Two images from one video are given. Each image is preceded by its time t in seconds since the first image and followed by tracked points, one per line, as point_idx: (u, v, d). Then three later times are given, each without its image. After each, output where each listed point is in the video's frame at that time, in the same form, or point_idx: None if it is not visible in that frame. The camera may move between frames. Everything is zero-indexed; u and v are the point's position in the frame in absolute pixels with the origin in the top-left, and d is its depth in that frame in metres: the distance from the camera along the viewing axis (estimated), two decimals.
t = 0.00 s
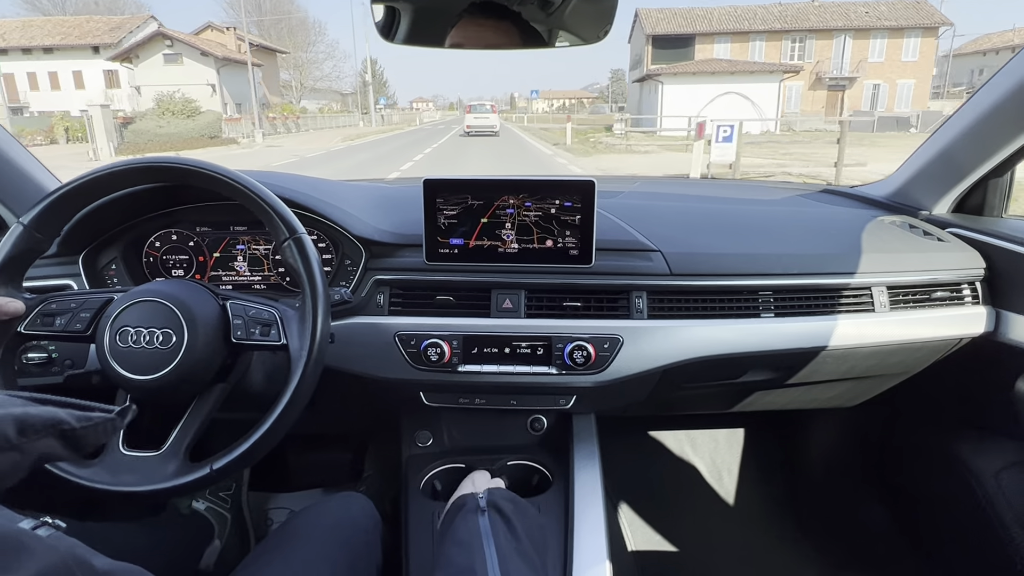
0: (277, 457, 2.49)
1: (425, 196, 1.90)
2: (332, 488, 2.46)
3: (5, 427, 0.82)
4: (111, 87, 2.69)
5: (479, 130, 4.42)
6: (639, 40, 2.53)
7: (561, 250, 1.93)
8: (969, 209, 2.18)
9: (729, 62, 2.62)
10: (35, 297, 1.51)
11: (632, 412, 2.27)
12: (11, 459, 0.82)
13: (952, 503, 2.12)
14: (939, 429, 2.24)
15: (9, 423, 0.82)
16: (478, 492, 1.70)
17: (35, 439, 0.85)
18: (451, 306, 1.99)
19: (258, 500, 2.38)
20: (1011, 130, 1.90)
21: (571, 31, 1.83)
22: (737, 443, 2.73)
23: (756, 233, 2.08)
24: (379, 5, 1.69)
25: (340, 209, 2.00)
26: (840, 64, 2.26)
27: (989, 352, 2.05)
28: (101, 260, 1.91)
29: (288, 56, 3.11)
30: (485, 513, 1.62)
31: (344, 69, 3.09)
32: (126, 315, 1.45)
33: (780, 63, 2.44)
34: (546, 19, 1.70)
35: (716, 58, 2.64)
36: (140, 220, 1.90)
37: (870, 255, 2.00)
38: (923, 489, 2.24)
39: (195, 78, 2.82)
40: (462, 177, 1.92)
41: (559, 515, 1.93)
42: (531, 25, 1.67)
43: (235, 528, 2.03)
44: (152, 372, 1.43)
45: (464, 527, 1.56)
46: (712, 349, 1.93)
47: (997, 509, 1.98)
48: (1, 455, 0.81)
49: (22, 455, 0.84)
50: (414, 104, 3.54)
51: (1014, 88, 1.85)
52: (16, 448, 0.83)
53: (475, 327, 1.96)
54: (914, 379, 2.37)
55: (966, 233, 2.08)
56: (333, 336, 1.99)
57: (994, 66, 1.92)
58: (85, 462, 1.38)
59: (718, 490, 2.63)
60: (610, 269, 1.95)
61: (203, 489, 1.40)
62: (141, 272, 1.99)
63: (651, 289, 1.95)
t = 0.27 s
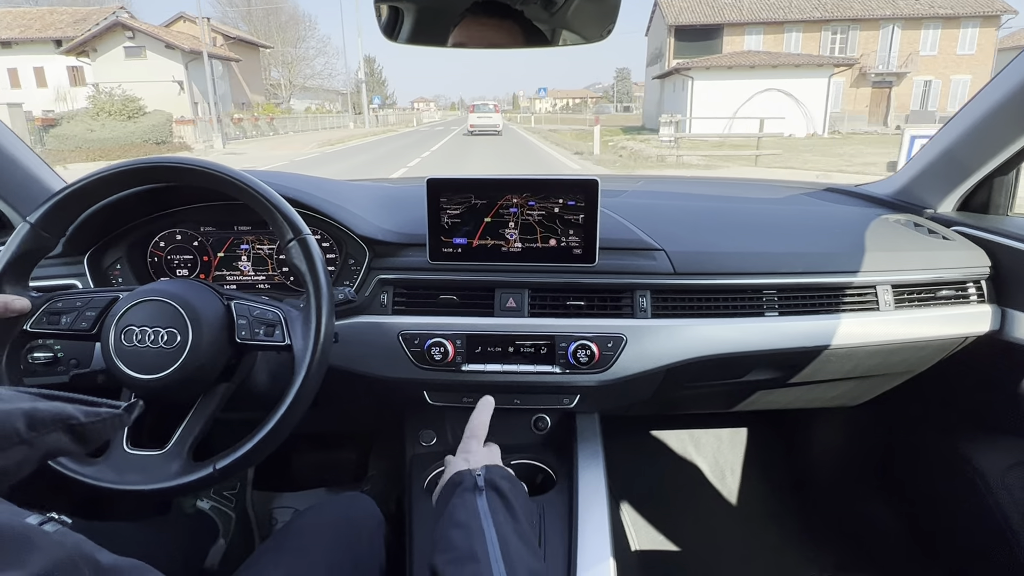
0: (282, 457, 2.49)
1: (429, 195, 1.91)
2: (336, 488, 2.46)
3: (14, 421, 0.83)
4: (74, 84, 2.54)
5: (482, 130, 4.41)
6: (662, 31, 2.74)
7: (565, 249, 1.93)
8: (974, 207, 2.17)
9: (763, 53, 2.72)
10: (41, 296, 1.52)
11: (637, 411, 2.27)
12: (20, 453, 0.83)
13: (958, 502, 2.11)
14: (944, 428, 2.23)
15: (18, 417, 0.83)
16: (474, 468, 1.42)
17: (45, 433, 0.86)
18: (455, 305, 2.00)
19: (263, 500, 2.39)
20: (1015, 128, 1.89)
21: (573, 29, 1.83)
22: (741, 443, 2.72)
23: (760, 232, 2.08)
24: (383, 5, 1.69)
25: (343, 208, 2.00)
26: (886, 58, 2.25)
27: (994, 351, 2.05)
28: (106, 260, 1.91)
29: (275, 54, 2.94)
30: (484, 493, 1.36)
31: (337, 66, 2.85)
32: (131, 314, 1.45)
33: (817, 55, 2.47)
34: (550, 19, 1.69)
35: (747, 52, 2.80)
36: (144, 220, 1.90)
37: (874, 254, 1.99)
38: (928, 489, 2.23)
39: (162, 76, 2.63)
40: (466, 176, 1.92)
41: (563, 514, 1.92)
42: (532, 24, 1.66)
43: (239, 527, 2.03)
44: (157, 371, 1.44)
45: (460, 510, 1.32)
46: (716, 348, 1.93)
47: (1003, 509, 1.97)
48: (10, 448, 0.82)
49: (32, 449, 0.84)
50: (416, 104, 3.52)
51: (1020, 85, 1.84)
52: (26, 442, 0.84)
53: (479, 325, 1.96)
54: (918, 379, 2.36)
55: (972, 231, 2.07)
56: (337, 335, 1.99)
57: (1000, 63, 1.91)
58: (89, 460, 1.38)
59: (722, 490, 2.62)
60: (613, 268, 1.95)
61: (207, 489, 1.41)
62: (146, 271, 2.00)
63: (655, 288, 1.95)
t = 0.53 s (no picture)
0: (285, 455, 2.50)
1: (431, 194, 1.91)
2: (339, 486, 2.47)
3: (12, 415, 0.83)
4: (29, 80, 2.22)
5: (485, 130, 4.41)
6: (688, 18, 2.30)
7: (567, 249, 1.93)
8: (978, 206, 2.16)
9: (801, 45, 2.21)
10: (46, 294, 1.52)
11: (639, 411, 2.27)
12: (18, 446, 0.84)
13: (962, 502, 2.11)
14: (948, 428, 2.22)
15: (15, 411, 0.84)
16: (393, 383, 1.08)
17: (41, 426, 0.87)
18: (457, 304, 2.00)
19: (266, 498, 2.39)
20: (1020, 126, 1.88)
21: (576, 28, 1.82)
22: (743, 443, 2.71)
23: (764, 231, 2.07)
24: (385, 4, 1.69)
25: (346, 207, 2.01)
26: (945, 50, 1.93)
27: (998, 350, 2.04)
28: (111, 258, 1.92)
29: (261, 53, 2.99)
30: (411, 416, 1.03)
31: (328, 63, 2.81)
32: (135, 313, 1.46)
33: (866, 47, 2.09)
34: (552, 18, 1.69)
35: (784, 42, 2.24)
36: (148, 219, 1.91)
37: (877, 253, 1.98)
38: (932, 489, 2.23)
39: (118, 72, 2.28)
40: (468, 176, 1.92)
41: (566, 514, 1.92)
42: (536, 23, 1.66)
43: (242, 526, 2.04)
44: (161, 369, 1.44)
45: (389, 440, 0.99)
46: (719, 347, 1.93)
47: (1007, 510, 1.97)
48: (8, 441, 0.83)
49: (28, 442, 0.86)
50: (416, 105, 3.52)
51: None
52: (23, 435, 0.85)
53: (481, 325, 1.96)
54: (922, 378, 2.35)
55: (976, 230, 2.07)
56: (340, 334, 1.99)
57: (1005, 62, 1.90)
58: (92, 458, 1.39)
59: (724, 490, 2.62)
60: (616, 268, 1.95)
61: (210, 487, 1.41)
62: (150, 270, 2.01)
63: (658, 288, 1.95)
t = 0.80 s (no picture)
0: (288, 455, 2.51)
1: (434, 194, 1.91)
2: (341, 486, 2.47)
3: (8, 410, 0.88)
4: None
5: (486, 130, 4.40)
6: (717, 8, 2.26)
7: (570, 249, 1.93)
8: (982, 206, 2.16)
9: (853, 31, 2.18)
10: (50, 294, 1.53)
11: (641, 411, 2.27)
12: (14, 442, 0.89)
13: (966, 504, 2.10)
14: (952, 429, 2.22)
15: (12, 407, 0.89)
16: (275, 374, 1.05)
17: (38, 423, 0.92)
18: (460, 304, 2.00)
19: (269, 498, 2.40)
20: None
21: (578, 28, 1.82)
22: (746, 443, 2.71)
23: (766, 231, 2.07)
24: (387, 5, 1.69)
25: (349, 207, 2.01)
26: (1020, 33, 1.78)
27: (1001, 351, 2.04)
28: (114, 258, 1.92)
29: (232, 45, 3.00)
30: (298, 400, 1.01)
31: (314, 60, 2.78)
32: (140, 313, 1.47)
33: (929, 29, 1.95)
34: (554, 18, 1.69)
35: (833, 29, 2.21)
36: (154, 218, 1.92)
37: (879, 254, 1.98)
38: (936, 491, 2.22)
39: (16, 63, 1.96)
40: (471, 176, 1.92)
41: (568, 515, 1.92)
42: (538, 23, 1.66)
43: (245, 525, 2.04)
44: (164, 369, 1.45)
45: (282, 429, 0.97)
46: (721, 348, 1.93)
47: (1011, 511, 1.96)
48: (4, 438, 0.88)
49: (25, 438, 0.91)
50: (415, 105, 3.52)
51: None
52: (20, 432, 0.90)
53: (484, 325, 1.97)
54: (924, 378, 2.35)
55: (979, 231, 2.06)
56: (343, 333, 2.00)
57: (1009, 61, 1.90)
58: (96, 457, 1.39)
59: (727, 491, 2.62)
60: (618, 268, 1.95)
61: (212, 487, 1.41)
62: (153, 270, 2.01)
63: (660, 288, 1.95)
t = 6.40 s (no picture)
0: (304, 439, 2.54)
1: (446, 178, 1.92)
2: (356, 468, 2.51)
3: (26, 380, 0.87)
4: None
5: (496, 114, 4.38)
6: None
7: (582, 232, 1.93)
8: (1000, 184, 2.13)
9: None
10: (70, 280, 1.55)
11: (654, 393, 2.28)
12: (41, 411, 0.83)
13: (980, 484, 2.10)
14: (966, 409, 2.21)
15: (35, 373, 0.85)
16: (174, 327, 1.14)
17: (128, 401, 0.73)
18: (473, 288, 2.01)
19: (286, 480, 2.43)
20: None
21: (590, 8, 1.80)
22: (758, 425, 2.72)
23: (780, 212, 2.06)
24: None
25: (361, 192, 2.02)
26: None
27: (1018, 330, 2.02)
28: (131, 245, 1.95)
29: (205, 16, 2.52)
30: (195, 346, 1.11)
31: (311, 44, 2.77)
32: (158, 297, 1.49)
33: None
34: None
35: None
36: (170, 205, 1.94)
37: (895, 233, 1.96)
38: (950, 471, 2.22)
39: None
40: (483, 159, 1.92)
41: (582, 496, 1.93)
42: (549, 4, 1.65)
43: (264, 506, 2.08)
44: (183, 352, 1.47)
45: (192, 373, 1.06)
46: (734, 329, 1.92)
47: None
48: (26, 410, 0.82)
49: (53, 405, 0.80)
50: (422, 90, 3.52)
51: None
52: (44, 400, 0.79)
53: (497, 308, 1.97)
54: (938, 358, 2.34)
55: (997, 208, 2.04)
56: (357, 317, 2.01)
57: None
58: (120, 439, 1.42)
59: (739, 472, 2.63)
60: (631, 250, 1.94)
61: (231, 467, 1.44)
62: (170, 256, 2.03)
63: (673, 269, 1.94)
